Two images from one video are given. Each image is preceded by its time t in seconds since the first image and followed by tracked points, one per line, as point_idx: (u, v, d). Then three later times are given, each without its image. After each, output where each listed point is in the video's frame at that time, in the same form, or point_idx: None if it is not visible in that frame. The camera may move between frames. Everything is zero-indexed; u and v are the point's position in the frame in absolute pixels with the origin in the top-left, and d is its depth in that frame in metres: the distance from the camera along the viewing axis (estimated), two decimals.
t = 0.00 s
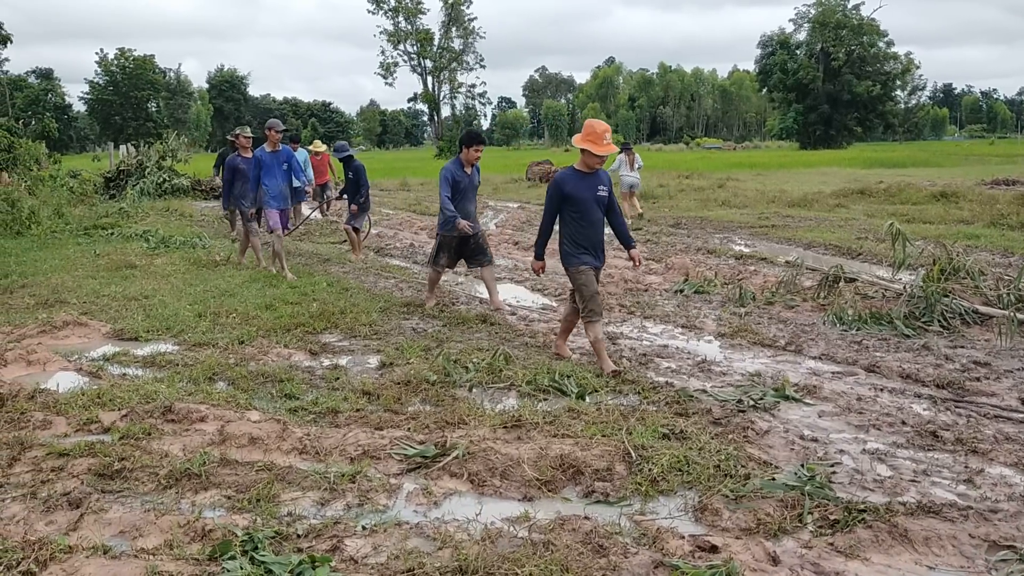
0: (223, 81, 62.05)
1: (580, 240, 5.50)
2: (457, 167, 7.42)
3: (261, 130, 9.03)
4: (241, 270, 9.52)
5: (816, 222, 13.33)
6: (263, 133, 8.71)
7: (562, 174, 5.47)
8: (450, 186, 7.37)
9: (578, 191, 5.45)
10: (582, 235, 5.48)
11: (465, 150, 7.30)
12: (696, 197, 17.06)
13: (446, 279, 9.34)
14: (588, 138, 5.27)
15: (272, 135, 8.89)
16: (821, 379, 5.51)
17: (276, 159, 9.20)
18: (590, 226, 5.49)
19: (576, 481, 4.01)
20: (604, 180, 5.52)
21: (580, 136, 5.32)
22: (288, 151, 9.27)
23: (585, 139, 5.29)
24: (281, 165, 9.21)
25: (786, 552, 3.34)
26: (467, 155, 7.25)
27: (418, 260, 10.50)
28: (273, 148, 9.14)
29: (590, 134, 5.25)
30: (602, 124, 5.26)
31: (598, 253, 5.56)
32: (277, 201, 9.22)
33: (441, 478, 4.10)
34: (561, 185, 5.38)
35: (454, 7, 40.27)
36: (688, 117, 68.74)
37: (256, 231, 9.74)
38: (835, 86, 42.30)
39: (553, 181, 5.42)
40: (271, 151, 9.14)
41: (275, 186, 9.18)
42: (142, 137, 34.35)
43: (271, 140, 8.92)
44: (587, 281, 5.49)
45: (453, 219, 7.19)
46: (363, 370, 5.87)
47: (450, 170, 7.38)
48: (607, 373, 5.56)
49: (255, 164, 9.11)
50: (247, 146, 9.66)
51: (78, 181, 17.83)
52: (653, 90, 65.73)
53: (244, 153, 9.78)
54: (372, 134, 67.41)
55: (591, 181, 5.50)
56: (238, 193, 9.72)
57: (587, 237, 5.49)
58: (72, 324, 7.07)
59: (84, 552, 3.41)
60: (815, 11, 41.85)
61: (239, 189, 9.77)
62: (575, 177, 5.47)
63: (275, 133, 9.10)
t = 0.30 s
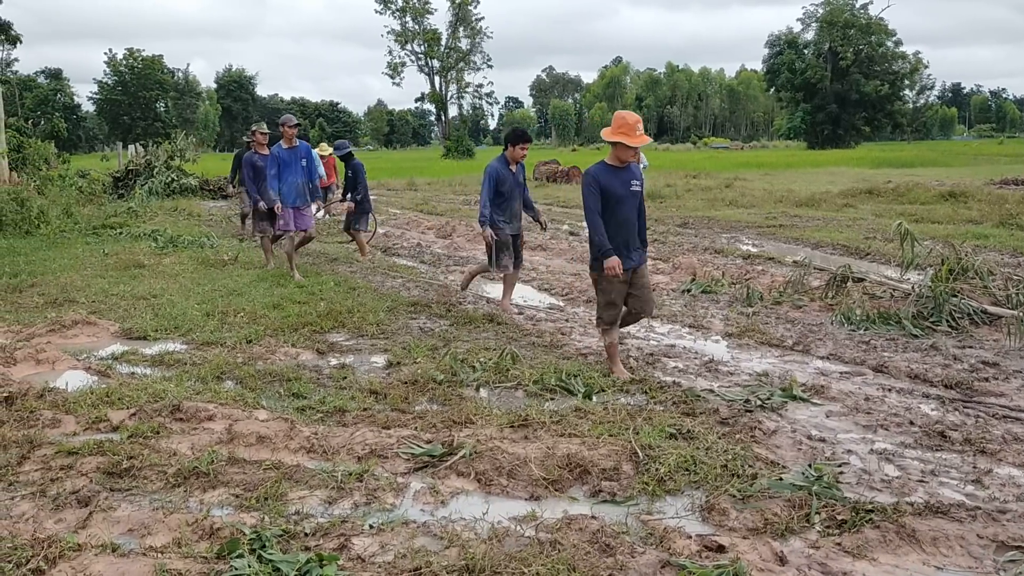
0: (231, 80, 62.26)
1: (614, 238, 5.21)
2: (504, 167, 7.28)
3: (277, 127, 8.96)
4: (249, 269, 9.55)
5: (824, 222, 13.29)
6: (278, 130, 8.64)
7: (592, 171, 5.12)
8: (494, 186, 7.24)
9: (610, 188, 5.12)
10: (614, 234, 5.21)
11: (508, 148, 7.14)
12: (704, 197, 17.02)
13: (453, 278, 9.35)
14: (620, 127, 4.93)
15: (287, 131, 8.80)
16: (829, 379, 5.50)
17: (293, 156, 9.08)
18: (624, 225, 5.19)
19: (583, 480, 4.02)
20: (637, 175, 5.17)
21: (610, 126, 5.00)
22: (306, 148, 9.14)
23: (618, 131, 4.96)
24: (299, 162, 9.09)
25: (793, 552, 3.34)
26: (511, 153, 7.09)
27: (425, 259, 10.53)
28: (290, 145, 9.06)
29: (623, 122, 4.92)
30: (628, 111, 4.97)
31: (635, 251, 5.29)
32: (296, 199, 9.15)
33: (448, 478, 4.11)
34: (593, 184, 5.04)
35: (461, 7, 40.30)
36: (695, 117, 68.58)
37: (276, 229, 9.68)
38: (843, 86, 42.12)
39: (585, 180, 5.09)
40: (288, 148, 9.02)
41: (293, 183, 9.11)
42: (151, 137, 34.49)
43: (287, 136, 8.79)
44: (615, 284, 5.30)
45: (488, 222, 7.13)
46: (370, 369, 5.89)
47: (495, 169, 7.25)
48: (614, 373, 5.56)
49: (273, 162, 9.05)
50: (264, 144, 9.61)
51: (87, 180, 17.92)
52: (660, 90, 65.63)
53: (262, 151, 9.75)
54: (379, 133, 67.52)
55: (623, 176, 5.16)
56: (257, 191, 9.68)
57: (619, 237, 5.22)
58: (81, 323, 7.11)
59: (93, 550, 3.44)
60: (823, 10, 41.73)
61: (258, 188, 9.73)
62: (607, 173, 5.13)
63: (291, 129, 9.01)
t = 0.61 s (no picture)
0: (235, 81, 62.36)
1: (647, 245, 5.02)
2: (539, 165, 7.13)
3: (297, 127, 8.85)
4: (253, 269, 9.56)
5: (829, 221, 13.26)
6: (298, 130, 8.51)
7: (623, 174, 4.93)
8: (527, 185, 7.11)
9: (643, 193, 4.94)
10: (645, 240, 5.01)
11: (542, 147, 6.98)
12: (708, 196, 17.00)
13: (457, 278, 9.35)
14: (651, 128, 4.86)
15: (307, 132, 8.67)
16: (833, 378, 5.49)
17: (313, 157, 8.99)
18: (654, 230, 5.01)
19: (587, 479, 4.02)
20: (668, 179, 5.02)
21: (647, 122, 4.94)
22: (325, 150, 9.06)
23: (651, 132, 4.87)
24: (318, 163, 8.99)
25: (797, 551, 3.34)
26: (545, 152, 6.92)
27: (429, 259, 10.53)
28: (310, 147, 8.94)
29: (655, 126, 4.81)
30: (670, 115, 4.80)
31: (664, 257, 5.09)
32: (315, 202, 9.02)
33: (452, 477, 4.12)
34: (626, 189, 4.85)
35: (465, 7, 40.27)
36: (699, 116, 68.45)
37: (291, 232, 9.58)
38: (848, 85, 42.00)
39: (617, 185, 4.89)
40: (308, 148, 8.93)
41: (313, 186, 8.98)
42: (155, 137, 34.49)
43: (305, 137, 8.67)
44: (639, 294, 5.14)
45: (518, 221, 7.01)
46: (375, 369, 5.90)
47: (529, 167, 7.10)
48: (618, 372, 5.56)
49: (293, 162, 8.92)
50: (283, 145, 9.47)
51: (93, 181, 17.96)
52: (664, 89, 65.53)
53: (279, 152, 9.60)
54: (383, 133, 67.54)
55: (655, 180, 4.99)
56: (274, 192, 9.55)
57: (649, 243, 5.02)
58: (86, 323, 7.13)
59: (99, 548, 3.45)
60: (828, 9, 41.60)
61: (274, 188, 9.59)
62: (639, 177, 4.94)
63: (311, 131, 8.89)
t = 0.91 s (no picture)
0: (235, 80, 62.38)
1: (675, 247, 4.86)
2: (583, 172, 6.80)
3: (317, 126, 8.83)
4: (253, 268, 9.56)
5: (829, 219, 13.25)
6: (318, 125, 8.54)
7: (656, 171, 4.78)
8: (570, 190, 6.81)
9: (675, 193, 4.77)
10: (676, 242, 4.85)
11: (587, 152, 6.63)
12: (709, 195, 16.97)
13: (457, 277, 9.35)
14: (692, 123, 4.62)
15: (327, 130, 8.66)
16: (833, 376, 5.49)
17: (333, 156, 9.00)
18: (687, 232, 4.84)
19: (587, 478, 4.01)
20: (706, 180, 4.82)
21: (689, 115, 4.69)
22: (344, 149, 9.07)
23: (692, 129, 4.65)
24: (338, 162, 8.99)
25: (797, 549, 3.33)
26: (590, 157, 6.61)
27: (429, 258, 10.52)
28: (331, 144, 8.96)
29: (696, 121, 4.58)
30: (714, 112, 4.57)
31: (697, 259, 4.93)
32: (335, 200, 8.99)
33: (452, 476, 4.11)
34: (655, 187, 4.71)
35: (465, 5, 40.23)
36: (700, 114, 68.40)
37: (308, 230, 9.61)
38: (848, 83, 41.97)
39: (646, 182, 4.76)
40: (328, 147, 8.95)
41: (333, 185, 8.97)
42: (155, 136, 34.40)
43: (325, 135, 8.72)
44: (675, 296, 4.95)
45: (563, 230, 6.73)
46: (375, 368, 5.89)
47: (573, 172, 6.80)
48: (619, 370, 5.56)
49: (313, 159, 8.94)
50: (302, 143, 9.56)
51: (93, 180, 17.96)
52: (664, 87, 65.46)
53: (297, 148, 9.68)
54: (383, 132, 67.50)
55: (692, 180, 4.80)
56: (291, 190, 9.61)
57: (681, 245, 4.86)
58: (86, 322, 7.13)
59: (98, 548, 3.45)
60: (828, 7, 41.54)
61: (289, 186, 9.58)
62: (674, 175, 4.76)
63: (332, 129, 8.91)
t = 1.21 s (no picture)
0: (235, 79, 62.37)
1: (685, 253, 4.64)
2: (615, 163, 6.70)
3: (336, 125, 8.44)
4: (251, 267, 9.55)
5: (829, 218, 13.24)
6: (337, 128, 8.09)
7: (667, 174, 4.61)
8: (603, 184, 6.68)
9: (687, 195, 4.56)
10: (693, 250, 4.61)
11: (618, 144, 6.55)
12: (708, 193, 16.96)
13: (456, 275, 9.35)
14: (706, 126, 4.44)
15: (347, 131, 8.22)
16: (832, 374, 5.49)
17: (350, 156, 8.63)
18: (705, 239, 4.60)
19: (586, 477, 4.01)
20: (723, 183, 4.58)
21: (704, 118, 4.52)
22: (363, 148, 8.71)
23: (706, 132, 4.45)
24: (355, 163, 8.64)
25: (796, 548, 3.33)
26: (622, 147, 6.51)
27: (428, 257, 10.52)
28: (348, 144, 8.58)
29: (711, 124, 4.40)
30: (729, 115, 4.40)
31: (717, 267, 4.67)
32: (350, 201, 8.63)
33: (451, 474, 4.11)
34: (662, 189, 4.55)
35: (464, 3, 40.19)
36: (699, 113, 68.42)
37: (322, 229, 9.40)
38: (848, 81, 41.95)
39: (655, 186, 4.61)
40: (346, 147, 8.58)
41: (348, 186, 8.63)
42: (154, 135, 34.30)
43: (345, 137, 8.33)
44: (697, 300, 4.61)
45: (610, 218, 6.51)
46: (373, 367, 5.88)
47: (603, 165, 6.69)
48: (618, 369, 5.56)
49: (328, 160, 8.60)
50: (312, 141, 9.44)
51: (92, 179, 17.95)
52: (664, 86, 65.45)
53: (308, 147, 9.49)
54: (383, 130, 67.44)
55: (707, 183, 4.57)
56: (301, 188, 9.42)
57: (698, 252, 4.61)
58: (84, 322, 7.12)
59: (97, 547, 3.44)
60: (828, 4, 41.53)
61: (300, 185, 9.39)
62: (685, 178, 4.57)
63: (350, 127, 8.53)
